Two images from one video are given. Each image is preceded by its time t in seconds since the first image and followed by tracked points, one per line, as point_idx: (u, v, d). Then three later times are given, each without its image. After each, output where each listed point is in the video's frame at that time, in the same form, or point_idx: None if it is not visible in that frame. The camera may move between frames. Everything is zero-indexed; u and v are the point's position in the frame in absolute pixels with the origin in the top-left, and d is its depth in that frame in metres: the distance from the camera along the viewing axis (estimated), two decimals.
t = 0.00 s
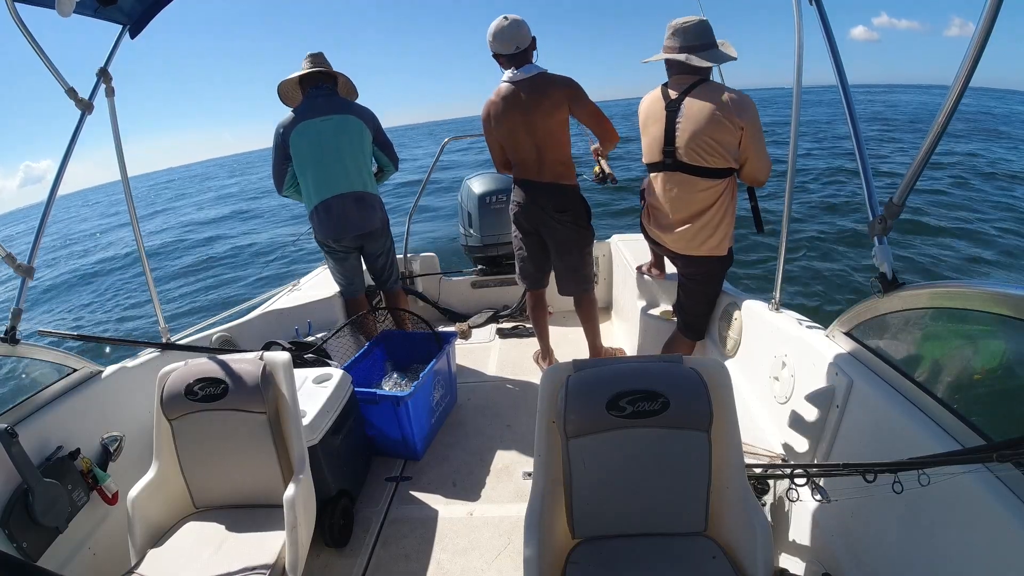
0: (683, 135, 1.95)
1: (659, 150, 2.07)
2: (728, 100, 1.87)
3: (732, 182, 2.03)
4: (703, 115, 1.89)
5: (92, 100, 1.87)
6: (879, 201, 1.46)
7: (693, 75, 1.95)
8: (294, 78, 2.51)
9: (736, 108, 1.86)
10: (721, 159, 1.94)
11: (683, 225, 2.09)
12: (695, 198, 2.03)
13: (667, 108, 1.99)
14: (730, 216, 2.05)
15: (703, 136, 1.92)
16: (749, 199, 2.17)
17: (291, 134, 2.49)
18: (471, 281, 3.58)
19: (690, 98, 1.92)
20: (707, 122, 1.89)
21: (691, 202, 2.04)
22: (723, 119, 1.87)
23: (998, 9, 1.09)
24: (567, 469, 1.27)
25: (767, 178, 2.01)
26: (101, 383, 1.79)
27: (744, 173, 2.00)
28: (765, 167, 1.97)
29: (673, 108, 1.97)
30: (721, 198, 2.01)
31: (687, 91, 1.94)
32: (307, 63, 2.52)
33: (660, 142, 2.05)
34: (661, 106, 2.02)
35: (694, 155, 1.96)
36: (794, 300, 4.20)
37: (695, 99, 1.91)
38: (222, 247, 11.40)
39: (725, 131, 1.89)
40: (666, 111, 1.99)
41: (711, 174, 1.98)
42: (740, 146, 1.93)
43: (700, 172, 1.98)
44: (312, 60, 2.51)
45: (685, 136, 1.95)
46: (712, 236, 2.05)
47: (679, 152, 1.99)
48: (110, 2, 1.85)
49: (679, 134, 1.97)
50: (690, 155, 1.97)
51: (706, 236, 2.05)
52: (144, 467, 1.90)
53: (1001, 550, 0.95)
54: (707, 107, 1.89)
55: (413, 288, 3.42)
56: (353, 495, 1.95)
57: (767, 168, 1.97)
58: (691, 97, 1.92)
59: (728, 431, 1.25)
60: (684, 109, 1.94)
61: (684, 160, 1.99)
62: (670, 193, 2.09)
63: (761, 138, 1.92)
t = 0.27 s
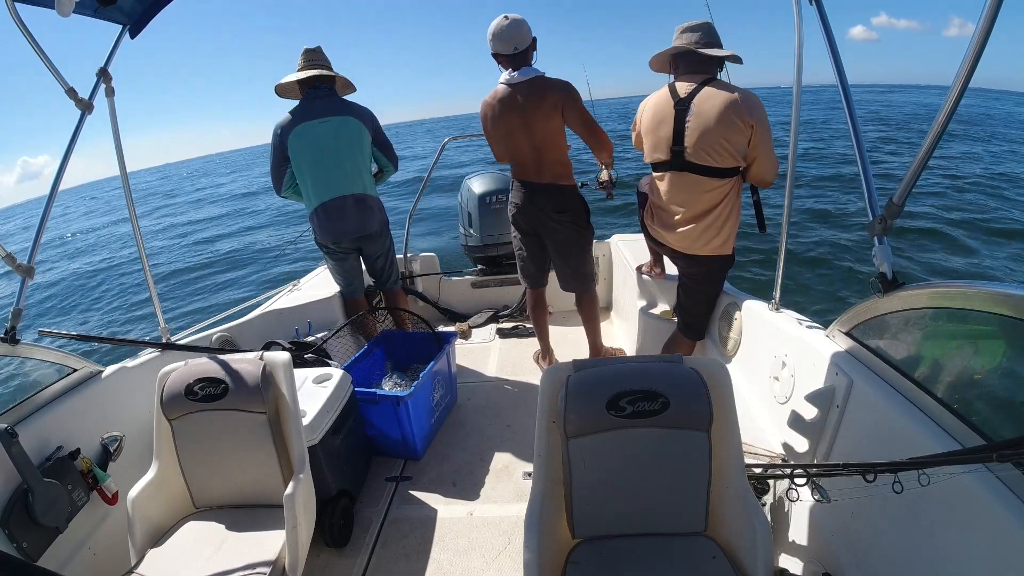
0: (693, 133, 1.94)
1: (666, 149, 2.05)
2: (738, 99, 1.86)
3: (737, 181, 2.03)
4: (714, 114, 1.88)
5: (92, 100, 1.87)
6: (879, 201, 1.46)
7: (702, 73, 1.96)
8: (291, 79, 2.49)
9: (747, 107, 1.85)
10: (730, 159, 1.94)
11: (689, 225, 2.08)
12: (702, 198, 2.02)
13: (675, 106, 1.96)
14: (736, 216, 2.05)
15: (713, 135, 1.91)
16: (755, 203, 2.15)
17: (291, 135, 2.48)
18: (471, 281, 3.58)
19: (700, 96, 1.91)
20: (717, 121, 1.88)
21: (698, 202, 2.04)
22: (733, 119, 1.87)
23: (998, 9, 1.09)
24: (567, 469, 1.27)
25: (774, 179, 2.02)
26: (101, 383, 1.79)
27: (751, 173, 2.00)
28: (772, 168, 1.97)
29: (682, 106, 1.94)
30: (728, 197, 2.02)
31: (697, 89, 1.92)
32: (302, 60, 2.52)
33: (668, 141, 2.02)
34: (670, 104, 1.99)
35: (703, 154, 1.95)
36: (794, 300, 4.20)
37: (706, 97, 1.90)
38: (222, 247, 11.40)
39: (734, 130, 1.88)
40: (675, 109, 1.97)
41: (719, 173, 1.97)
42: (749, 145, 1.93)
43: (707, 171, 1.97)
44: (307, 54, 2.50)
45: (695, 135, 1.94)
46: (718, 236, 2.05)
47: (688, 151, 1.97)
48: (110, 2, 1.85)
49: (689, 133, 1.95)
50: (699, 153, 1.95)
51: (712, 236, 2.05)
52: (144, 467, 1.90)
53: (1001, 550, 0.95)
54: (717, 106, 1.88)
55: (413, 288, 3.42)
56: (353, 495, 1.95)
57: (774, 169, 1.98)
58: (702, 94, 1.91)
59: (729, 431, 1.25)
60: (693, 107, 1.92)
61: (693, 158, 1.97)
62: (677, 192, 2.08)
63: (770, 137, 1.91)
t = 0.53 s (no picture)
0: (699, 132, 1.91)
1: (669, 149, 2.01)
2: (743, 98, 1.87)
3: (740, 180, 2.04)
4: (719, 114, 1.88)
5: (92, 100, 1.87)
6: (879, 201, 1.46)
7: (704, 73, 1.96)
8: (287, 79, 2.46)
9: (751, 106, 1.87)
10: (735, 157, 1.94)
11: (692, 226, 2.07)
12: (707, 198, 2.01)
13: (680, 104, 1.93)
14: (739, 215, 2.06)
15: (719, 135, 1.90)
16: (751, 208, 2.15)
17: (290, 135, 2.47)
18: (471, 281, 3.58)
19: (705, 95, 1.89)
20: (723, 121, 1.88)
21: (703, 202, 2.03)
22: (739, 118, 1.87)
23: (998, 10, 1.09)
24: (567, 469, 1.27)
25: (774, 178, 2.05)
26: (101, 383, 1.79)
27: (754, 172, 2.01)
28: (773, 167, 1.99)
29: (688, 105, 1.91)
30: (731, 197, 2.02)
31: (702, 88, 1.90)
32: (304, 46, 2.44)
33: (671, 140, 1.98)
34: (673, 102, 1.96)
35: (709, 154, 1.93)
36: (794, 300, 4.20)
37: (711, 96, 1.89)
38: (222, 247, 11.40)
39: (740, 130, 1.89)
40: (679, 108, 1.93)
41: (724, 173, 1.97)
42: (753, 144, 1.94)
43: (713, 170, 1.96)
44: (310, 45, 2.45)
45: (701, 135, 1.92)
46: (722, 236, 2.05)
47: (693, 150, 1.95)
48: (110, 2, 1.85)
49: (695, 132, 1.93)
50: (705, 152, 1.93)
51: (716, 236, 2.05)
52: (144, 467, 1.90)
53: (1002, 550, 0.95)
54: (723, 105, 1.88)
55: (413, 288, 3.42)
56: (353, 495, 1.95)
57: (775, 168, 2.00)
58: (707, 93, 1.89)
59: (729, 431, 1.25)
60: (699, 107, 1.90)
61: (699, 158, 1.95)
62: (681, 193, 2.06)
63: (773, 136, 1.94)
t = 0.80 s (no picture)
0: (699, 132, 1.91)
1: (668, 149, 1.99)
2: (741, 97, 1.88)
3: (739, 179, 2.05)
4: (719, 113, 1.88)
5: (92, 100, 1.87)
6: (879, 201, 1.46)
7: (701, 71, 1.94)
8: (283, 81, 2.44)
9: (749, 103, 1.89)
10: (735, 156, 1.94)
11: (692, 226, 2.07)
12: (708, 198, 2.01)
13: (679, 105, 1.92)
14: (739, 214, 2.07)
15: (719, 134, 1.90)
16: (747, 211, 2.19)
17: (290, 136, 2.47)
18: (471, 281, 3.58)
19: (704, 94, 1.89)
20: (723, 120, 1.88)
21: (703, 202, 2.02)
22: (739, 115, 1.88)
23: (997, 10, 1.09)
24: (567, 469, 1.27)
25: (770, 175, 2.07)
26: (101, 383, 1.79)
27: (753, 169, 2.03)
28: (771, 163, 2.01)
29: (687, 106, 1.91)
30: (731, 197, 2.03)
31: (700, 89, 1.91)
32: (300, 45, 2.41)
33: (671, 141, 1.97)
34: (672, 103, 1.94)
35: (710, 154, 1.93)
36: (794, 300, 4.20)
37: (710, 96, 1.89)
38: (222, 247, 11.41)
39: (739, 128, 1.90)
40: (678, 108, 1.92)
41: (724, 172, 1.97)
42: (750, 141, 1.95)
43: (714, 170, 1.96)
44: (308, 43, 2.42)
45: (702, 135, 1.91)
46: (723, 236, 2.05)
47: (694, 150, 1.95)
48: (110, 2, 1.85)
49: (696, 132, 1.92)
50: (706, 152, 1.93)
51: (716, 237, 2.05)
52: (144, 467, 1.90)
53: (1001, 551, 0.95)
54: (722, 105, 1.88)
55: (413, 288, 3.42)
56: (353, 495, 1.95)
57: (772, 165, 2.02)
58: (706, 93, 1.89)
59: (729, 431, 1.25)
60: (698, 107, 1.90)
61: (699, 158, 1.95)
62: (681, 193, 2.05)
63: (769, 132, 1.95)
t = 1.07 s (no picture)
0: (698, 129, 1.92)
1: (667, 146, 1.99)
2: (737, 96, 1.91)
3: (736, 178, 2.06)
4: (717, 110, 1.89)
5: (92, 100, 1.87)
6: (879, 201, 1.46)
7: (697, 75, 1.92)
8: (283, 83, 2.44)
9: (744, 103, 1.91)
10: (734, 154, 1.95)
11: (692, 225, 2.06)
12: (707, 196, 2.01)
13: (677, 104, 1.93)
14: (736, 213, 2.07)
15: (717, 132, 1.91)
16: (742, 214, 2.20)
17: (289, 138, 2.47)
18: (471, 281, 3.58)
19: (702, 92, 1.91)
20: (721, 117, 1.90)
21: (702, 201, 2.01)
22: (736, 113, 1.90)
23: (997, 10, 1.09)
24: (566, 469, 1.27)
25: (762, 177, 2.08)
26: (101, 383, 1.79)
27: (747, 170, 2.04)
28: (764, 163, 2.04)
29: (685, 103, 1.92)
30: (729, 196, 2.03)
31: (697, 87, 1.93)
32: (299, 45, 2.40)
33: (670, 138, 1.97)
34: (670, 103, 1.95)
35: (709, 150, 1.93)
36: (794, 300, 4.20)
37: (707, 94, 1.90)
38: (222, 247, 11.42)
39: (737, 126, 1.91)
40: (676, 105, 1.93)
41: (723, 170, 1.97)
42: (746, 141, 1.97)
43: (713, 167, 1.96)
44: (306, 44, 2.41)
45: (700, 131, 1.91)
46: (722, 235, 2.04)
47: (693, 148, 1.95)
48: (110, 2, 1.85)
49: (694, 128, 1.92)
50: (705, 149, 1.93)
51: (715, 235, 2.04)
52: (144, 467, 1.90)
53: (1001, 551, 0.95)
54: (720, 102, 1.89)
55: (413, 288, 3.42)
56: (353, 495, 1.95)
57: (764, 166, 2.05)
58: (703, 91, 1.91)
59: (729, 431, 1.25)
60: (696, 104, 1.91)
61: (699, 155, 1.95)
62: (679, 191, 2.04)
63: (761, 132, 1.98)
